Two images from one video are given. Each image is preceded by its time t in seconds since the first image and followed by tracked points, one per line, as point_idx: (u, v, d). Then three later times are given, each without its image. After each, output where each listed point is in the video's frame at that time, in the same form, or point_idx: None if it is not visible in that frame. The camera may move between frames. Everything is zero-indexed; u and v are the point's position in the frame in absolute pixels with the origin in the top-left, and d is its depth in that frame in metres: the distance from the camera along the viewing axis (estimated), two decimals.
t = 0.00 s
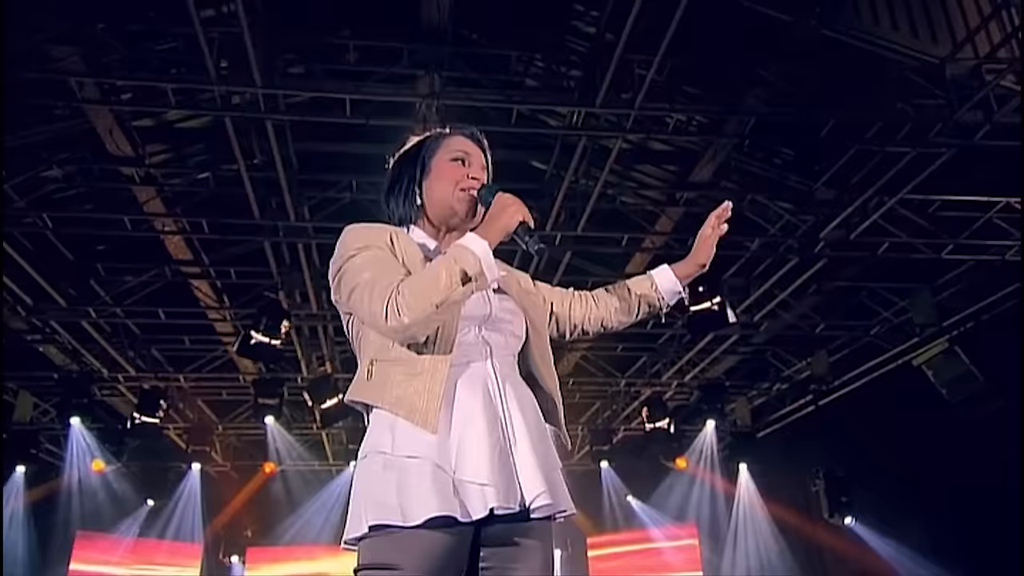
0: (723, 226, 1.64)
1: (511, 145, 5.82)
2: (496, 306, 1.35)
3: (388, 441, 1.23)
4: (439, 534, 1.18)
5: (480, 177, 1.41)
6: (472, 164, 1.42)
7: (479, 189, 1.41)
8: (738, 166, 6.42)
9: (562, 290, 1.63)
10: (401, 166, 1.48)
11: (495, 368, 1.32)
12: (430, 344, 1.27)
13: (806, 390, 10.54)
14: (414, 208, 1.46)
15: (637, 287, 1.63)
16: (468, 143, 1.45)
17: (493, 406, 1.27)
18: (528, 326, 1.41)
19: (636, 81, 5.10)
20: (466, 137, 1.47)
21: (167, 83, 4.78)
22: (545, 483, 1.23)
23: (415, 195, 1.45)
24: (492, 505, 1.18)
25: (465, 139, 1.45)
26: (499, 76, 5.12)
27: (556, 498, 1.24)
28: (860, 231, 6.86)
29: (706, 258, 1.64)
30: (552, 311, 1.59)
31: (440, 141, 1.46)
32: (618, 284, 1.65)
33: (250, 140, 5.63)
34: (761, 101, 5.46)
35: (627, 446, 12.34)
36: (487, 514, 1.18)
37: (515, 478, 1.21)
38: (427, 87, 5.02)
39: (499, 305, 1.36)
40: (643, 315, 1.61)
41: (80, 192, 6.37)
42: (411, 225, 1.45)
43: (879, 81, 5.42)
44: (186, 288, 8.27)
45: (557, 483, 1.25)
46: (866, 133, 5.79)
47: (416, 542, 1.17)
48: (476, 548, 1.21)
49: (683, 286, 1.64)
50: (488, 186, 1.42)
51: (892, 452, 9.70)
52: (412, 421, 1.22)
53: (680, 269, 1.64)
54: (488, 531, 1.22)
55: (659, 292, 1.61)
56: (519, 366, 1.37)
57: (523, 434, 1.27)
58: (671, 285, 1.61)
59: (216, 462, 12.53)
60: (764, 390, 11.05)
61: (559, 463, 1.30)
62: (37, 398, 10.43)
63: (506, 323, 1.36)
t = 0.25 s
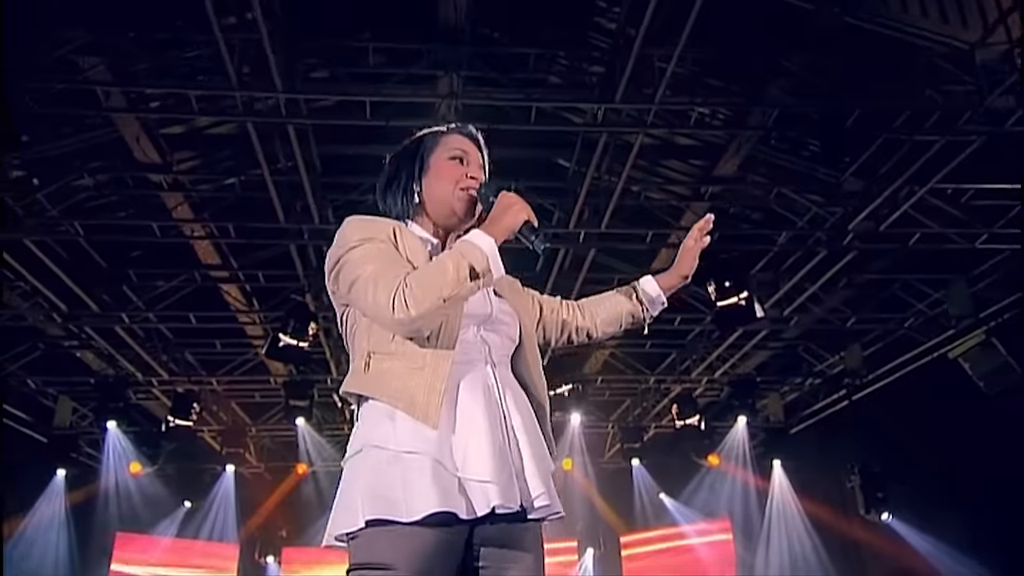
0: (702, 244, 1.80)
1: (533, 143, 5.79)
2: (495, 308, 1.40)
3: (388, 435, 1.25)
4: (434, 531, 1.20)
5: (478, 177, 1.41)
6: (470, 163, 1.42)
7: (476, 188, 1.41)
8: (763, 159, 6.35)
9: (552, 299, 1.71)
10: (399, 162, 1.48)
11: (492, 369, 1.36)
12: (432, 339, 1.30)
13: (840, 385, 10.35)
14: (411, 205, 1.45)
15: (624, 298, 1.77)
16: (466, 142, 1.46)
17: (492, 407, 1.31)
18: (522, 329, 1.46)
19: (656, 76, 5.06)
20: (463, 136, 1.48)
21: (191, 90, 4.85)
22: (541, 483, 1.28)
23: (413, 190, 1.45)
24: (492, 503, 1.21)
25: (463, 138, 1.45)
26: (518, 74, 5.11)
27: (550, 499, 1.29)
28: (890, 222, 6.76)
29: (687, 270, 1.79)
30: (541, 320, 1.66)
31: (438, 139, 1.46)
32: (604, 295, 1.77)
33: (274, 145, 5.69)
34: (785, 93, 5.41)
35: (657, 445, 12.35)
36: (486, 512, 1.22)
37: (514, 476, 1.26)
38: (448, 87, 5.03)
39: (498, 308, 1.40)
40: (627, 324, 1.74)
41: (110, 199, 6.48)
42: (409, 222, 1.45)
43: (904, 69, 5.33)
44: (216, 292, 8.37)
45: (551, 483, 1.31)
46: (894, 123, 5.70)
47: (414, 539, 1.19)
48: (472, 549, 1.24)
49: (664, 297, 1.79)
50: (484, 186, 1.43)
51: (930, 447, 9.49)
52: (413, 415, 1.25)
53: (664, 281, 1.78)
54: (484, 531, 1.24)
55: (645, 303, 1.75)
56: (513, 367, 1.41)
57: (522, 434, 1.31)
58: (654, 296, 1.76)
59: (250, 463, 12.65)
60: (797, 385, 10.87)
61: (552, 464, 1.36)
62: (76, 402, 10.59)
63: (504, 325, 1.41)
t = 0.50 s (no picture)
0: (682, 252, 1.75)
1: (553, 141, 5.77)
2: (477, 305, 1.36)
3: (363, 429, 1.21)
4: (406, 527, 1.15)
5: (465, 171, 1.41)
6: (455, 156, 1.42)
7: (463, 182, 1.41)
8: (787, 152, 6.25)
9: (534, 301, 1.63)
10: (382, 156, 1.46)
11: (472, 366, 1.32)
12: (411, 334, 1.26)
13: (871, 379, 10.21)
14: (395, 199, 1.43)
15: (604, 303, 1.71)
16: (451, 137, 1.45)
17: (471, 403, 1.27)
18: (503, 329, 1.42)
19: (673, 71, 5.02)
20: (447, 130, 1.46)
21: (211, 95, 4.91)
22: (518, 482, 1.24)
23: (396, 185, 1.43)
24: (467, 500, 1.17)
25: (446, 131, 1.44)
26: (534, 71, 5.10)
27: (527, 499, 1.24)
28: (918, 213, 6.63)
29: (667, 275, 1.74)
30: (523, 323, 1.56)
31: (422, 133, 1.45)
32: (583, 299, 1.72)
33: (294, 147, 5.73)
34: (808, 85, 5.33)
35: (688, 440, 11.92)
36: (460, 509, 1.17)
37: (493, 476, 1.21)
38: (467, 86, 5.03)
39: (480, 304, 1.37)
40: (606, 329, 1.70)
41: (137, 205, 6.58)
42: (393, 216, 1.43)
43: (930, 56, 5.22)
44: (242, 295, 8.44)
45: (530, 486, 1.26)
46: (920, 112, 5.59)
47: (386, 534, 1.14)
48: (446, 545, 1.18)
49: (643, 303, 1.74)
50: (471, 180, 1.43)
51: (964, 443, 9.32)
52: (390, 410, 1.21)
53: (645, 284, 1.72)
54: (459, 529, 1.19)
55: (624, 309, 1.70)
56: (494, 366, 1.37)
57: (500, 433, 1.27)
58: (633, 302, 1.71)
59: (279, 464, 12.74)
60: (826, 380, 10.74)
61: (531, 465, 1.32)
62: (110, 406, 10.86)
63: (486, 323, 1.37)
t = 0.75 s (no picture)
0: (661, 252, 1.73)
1: (575, 138, 5.72)
2: (441, 302, 1.35)
3: (317, 425, 1.23)
4: (357, 524, 1.16)
5: (433, 170, 1.44)
6: (424, 156, 1.44)
7: (431, 181, 1.44)
8: (816, 143, 6.15)
9: (509, 300, 1.61)
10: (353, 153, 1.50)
11: (433, 363, 1.32)
12: (367, 332, 1.27)
13: (907, 372, 9.99)
14: (364, 198, 1.48)
15: (580, 303, 1.70)
16: (421, 136, 1.48)
17: (429, 401, 1.27)
18: (470, 328, 1.42)
19: (693, 64, 4.95)
20: (417, 129, 1.49)
21: (234, 101, 4.96)
22: (474, 481, 1.24)
23: (365, 184, 1.47)
24: (419, 498, 1.18)
25: (417, 131, 1.47)
26: (554, 68, 5.08)
27: (483, 499, 1.24)
28: (950, 203, 6.48)
29: (645, 275, 1.72)
30: (497, 322, 1.55)
31: (393, 132, 1.48)
32: (560, 299, 1.71)
33: (318, 152, 5.77)
34: (832, 75, 5.23)
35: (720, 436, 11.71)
36: (412, 507, 1.18)
37: (447, 474, 1.22)
38: (487, 86, 5.02)
39: (444, 302, 1.36)
40: (583, 330, 1.69)
41: (168, 212, 6.69)
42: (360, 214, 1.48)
43: (957, 43, 5.10)
44: (271, 298, 8.53)
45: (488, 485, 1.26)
46: (949, 100, 5.47)
47: (336, 530, 1.16)
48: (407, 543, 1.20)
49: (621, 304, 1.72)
50: (439, 178, 1.46)
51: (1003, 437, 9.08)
52: (345, 407, 1.22)
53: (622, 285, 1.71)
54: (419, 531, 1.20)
55: (601, 309, 1.68)
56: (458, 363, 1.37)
57: (458, 431, 1.28)
58: (610, 303, 1.69)
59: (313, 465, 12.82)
60: (861, 374, 10.53)
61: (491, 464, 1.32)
62: (147, 409, 11.21)
63: (451, 320, 1.36)
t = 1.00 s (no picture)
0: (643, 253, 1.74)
1: (595, 135, 5.69)
2: (405, 304, 1.38)
3: (281, 430, 1.25)
4: (321, 527, 1.19)
5: (404, 172, 1.44)
6: (398, 158, 1.44)
7: (402, 183, 1.44)
8: (841, 135, 6.08)
9: (488, 301, 1.66)
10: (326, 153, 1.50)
11: (399, 364, 1.34)
12: (330, 335, 1.29)
13: (941, 366, 9.80)
14: (335, 199, 1.48)
15: (561, 303, 1.70)
16: (396, 137, 1.48)
17: (393, 402, 1.29)
18: (439, 329, 1.44)
19: (712, 57, 4.92)
20: (393, 130, 1.49)
21: (254, 106, 5.01)
22: (438, 482, 1.26)
23: (336, 184, 1.47)
24: (381, 500, 1.19)
25: (393, 132, 1.47)
26: (572, 66, 5.07)
27: (448, 498, 1.26)
28: (979, 193, 6.36)
29: (628, 274, 1.71)
30: (476, 322, 1.60)
31: (368, 132, 1.48)
32: (540, 300, 1.71)
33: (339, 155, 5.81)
34: (855, 66, 5.16)
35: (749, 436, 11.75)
36: (375, 509, 1.20)
37: (409, 475, 1.24)
38: (505, 85, 5.02)
39: (409, 304, 1.39)
40: (564, 330, 1.69)
41: (194, 218, 6.78)
42: (330, 214, 1.48)
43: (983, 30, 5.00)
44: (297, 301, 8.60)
45: (454, 483, 1.28)
46: (976, 89, 5.37)
47: (301, 533, 1.18)
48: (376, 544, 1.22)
49: (605, 303, 1.72)
50: (412, 181, 1.46)
51: None
52: (307, 411, 1.24)
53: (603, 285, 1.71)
54: (390, 531, 1.22)
55: (582, 309, 1.69)
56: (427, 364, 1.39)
57: (423, 431, 1.29)
58: (592, 302, 1.70)
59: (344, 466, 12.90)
60: (892, 368, 10.34)
61: (459, 463, 1.33)
62: (179, 411, 11.26)
63: (417, 322, 1.39)
